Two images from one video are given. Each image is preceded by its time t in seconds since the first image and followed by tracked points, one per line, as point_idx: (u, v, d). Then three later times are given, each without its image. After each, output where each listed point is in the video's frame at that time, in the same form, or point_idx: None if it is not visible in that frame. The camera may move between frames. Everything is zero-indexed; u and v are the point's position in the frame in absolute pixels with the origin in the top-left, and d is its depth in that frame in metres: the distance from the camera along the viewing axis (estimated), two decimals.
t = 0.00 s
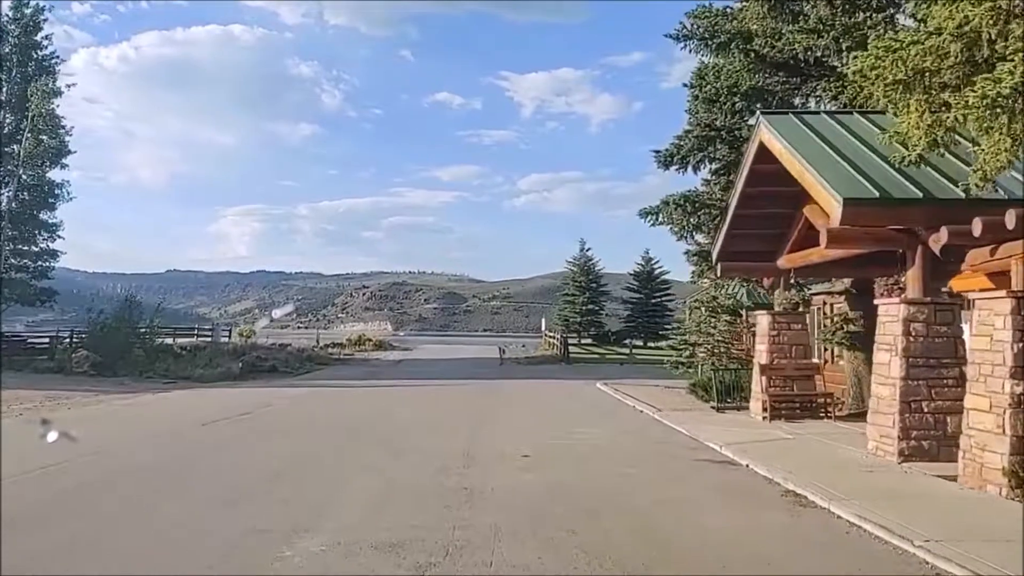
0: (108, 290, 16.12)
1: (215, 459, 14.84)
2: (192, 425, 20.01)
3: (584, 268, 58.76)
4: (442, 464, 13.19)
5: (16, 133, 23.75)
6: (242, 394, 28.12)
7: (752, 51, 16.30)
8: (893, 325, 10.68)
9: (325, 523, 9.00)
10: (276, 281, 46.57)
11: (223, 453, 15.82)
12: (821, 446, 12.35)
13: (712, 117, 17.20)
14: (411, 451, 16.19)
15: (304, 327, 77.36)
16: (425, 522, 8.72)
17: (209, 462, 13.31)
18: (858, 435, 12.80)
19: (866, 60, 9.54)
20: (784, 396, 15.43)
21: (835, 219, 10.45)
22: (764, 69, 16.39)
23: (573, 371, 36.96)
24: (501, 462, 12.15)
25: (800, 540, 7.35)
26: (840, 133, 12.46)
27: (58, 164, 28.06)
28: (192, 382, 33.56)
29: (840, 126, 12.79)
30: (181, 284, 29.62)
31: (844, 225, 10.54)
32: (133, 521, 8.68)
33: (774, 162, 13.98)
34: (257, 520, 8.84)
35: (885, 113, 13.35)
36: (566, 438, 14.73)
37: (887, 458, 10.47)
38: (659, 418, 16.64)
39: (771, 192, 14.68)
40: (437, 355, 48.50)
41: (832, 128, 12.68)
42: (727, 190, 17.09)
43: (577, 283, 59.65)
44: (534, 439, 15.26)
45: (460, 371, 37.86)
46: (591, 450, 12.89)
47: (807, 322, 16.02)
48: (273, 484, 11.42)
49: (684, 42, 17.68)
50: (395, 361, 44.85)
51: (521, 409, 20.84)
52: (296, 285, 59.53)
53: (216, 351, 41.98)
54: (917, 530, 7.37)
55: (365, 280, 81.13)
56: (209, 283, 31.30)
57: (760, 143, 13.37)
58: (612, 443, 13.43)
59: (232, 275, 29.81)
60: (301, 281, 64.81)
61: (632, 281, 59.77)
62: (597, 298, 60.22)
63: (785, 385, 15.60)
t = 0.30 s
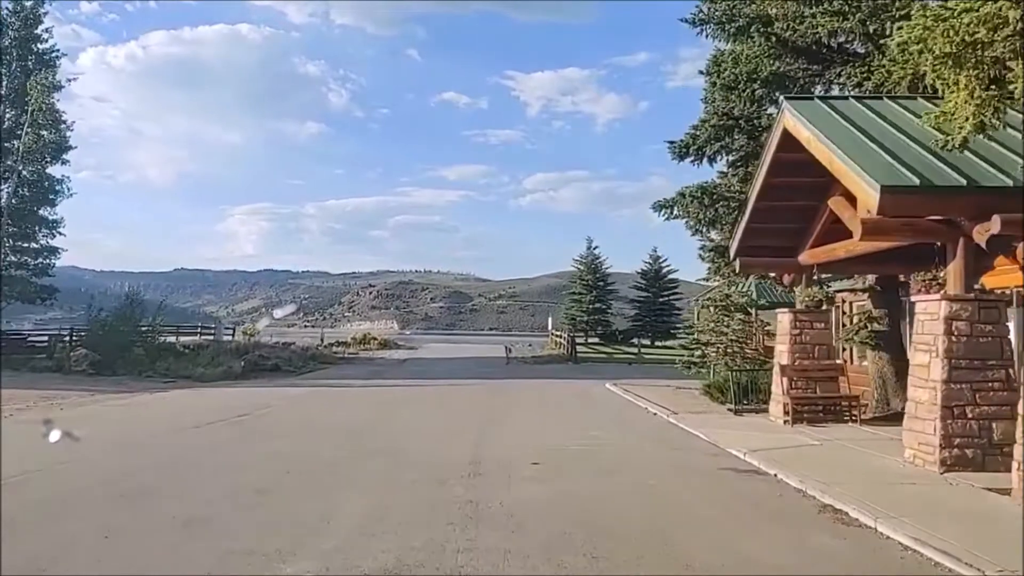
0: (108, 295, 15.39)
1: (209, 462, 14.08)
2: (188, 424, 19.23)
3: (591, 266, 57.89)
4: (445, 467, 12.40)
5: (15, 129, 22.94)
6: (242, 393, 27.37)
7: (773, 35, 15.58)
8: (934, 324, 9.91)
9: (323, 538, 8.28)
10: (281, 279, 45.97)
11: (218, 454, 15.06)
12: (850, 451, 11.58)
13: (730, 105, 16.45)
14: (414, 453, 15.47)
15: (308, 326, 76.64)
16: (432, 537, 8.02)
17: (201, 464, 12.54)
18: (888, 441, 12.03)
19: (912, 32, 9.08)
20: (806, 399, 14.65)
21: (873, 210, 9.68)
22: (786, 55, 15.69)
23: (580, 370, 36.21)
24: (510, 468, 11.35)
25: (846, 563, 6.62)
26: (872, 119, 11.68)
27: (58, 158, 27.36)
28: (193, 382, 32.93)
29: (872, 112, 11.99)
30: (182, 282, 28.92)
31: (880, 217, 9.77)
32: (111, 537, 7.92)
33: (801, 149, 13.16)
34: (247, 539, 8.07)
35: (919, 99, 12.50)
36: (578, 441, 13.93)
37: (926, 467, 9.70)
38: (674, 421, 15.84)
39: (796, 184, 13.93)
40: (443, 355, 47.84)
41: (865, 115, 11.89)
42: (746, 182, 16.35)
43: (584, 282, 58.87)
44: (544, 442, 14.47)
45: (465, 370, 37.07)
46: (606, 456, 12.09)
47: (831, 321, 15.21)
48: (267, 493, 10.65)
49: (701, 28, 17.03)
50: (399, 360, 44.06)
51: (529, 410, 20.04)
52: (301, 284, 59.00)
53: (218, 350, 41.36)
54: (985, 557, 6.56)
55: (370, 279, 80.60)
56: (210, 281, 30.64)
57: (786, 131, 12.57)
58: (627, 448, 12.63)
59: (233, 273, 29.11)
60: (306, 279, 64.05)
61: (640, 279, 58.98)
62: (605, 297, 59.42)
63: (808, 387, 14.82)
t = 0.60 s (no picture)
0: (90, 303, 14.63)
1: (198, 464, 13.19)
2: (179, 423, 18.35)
3: (598, 265, 57.13)
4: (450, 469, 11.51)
5: (11, 123, 21.89)
6: (240, 394, 26.50)
7: (798, 15, 14.73)
8: (985, 322, 9.02)
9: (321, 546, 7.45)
10: (283, 278, 45.20)
11: (209, 457, 14.18)
12: (887, 459, 10.70)
13: (751, 90, 15.58)
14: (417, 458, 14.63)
15: (310, 325, 75.68)
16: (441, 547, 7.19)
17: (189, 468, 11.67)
18: (927, 449, 11.15)
19: None
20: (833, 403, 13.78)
21: (920, 195, 8.79)
22: (811, 36, 14.87)
23: (588, 371, 35.36)
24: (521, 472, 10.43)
25: None
26: (912, 99, 10.78)
27: (55, 153, 26.62)
28: (192, 383, 32.12)
29: (910, 92, 11.08)
30: (181, 280, 28.13)
31: (927, 202, 8.87)
32: (79, 550, 7.04)
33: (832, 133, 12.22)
34: (230, 551, 7.16)
35: (958, 79, 11.60)
36: (591, 444, 13.02)
37: (977, 479, 8.82)
38: (692, 425, 14.94)
39: (823, 172, 13.05)
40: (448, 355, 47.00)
41: (904, 95, 10.99)
42: (768, 170, 15.41)
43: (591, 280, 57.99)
44: (555, 445, 13.56)
45: (470, 371, 36.16)
46: (624, 462, 11.17)
47: (861, 319, 14.31)
48: (256, 501, 9.74)
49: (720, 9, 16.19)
50: (403, 360, 43.17)
51: (538, 412, 19.13)
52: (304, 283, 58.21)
53: (218, 350, 40.56)
54: None
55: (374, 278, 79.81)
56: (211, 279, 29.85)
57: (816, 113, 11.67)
58: (645, 454, 11.72)
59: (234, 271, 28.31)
60: (308, 277, 63.11)
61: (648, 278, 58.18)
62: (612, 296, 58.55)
63: (836, 390, 13.93)
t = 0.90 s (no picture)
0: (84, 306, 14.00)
1: (187, 471, 12.31)
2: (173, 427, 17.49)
3: (607, 263, 56.61)
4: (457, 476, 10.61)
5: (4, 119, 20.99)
6: (239, 394, 25.66)
7: None
8: None
9: None
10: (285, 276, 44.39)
11: (200, 462, 13.30)
12: (933, 468, 9.75)
13: (775, 73, 14.77)
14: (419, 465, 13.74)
15: (315, 324, 74.92)
16: None
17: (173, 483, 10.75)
18: (976, 457, 10.20)
19: None
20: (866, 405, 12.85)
21: (979, 176, 7.85)
22: (840, 14, 14.26)
23: (596, 371, 34.45)
24: (534, 483, 9.53)
25: None
26: (958, 73, 9.86)
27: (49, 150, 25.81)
28: (190, 383, 31.26)
29: (955, 67, 10.16)
30: (180, 278, 27.29)
31: (989, 185, 7.91)
32: None
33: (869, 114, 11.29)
34: None
35: (1004, 53, 10.68)
36: (608, 450, 12.12)
37: None
38: (714, 429, 14.02)
39: (855, 156, 12.12)
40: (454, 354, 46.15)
41: (949, 71, 10.05)
42: (793, 158, 14.50)
43: (599, 278, 57.10)
44: (569, 449, 12.67)
45: (477, 370, 35.28)
46: (645, 470, 10.27)
47: (894, 315, 13.41)
48: (243, 519, 8.84)
49: None
50: (408, 359, 42.34)
51: (548, 413, 18.24)
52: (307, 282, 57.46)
53: (219, 350, 39.73)
54: None
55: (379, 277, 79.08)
56: (210, 277, 29.00)
57: (851, 91, 10.72)
58: (667, 462, 10.81)
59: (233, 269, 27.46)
60: (312, 276, 62.32)
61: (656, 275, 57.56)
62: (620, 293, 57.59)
63: (869, 392, 13.02)
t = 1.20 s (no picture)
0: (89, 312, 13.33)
1: (179, 474, 11.66)
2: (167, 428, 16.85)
3: (613, 261, 55.87)
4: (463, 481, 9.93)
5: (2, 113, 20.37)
6: (238, 395, 25.01)
7: None
8: None
9: None
10: (288, 274, 43.76)
11: (196, 464, 12.68)
12: (976, 476, 9.05)
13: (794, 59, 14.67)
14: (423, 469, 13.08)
15: (318, 323, 74.27)
16: None
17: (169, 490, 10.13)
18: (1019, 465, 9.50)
19: None
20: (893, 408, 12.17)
21: None
22: None
23: (604, 370, 33.74)
24: (546, 492, 8.85)
25: None
26: (1000, 50, 9.17)
27: (47, 145, 25.22)
28: (190, 383, 30.66)
29: (996, 44, 9.48)
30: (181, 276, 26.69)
31: None
32: None
33: (903, 96, 10.60)
34: None
35: None
36: (623, 454, 11.44)
37: None
38: (732, 432, 13.32)
39: (887, 143, 11.43)
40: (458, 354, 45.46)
41: (991, 48, 9.34)
42: (814, 148, 13.76)
43: (606, 276, 56.33)
44: (580, 452, 12.00)
45: (481, 370, 34.59)
46: (664, 477, 9.58)
47: (922, 313, 12.72)
48: (233, 526, 8.18)
49: None
50: (411, 359, 41.66)
51: (556, 414, 17.55)
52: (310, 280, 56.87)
53: (220, 349, 39.12)
54: None
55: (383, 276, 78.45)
56: (211, 275, 28.38)
57: (884, 70, 10.03)
58: (687, 468, 10.13)
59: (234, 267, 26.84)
60: (315, 274, 61.71)
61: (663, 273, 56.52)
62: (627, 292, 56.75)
63: (896, 395, 12.34)
